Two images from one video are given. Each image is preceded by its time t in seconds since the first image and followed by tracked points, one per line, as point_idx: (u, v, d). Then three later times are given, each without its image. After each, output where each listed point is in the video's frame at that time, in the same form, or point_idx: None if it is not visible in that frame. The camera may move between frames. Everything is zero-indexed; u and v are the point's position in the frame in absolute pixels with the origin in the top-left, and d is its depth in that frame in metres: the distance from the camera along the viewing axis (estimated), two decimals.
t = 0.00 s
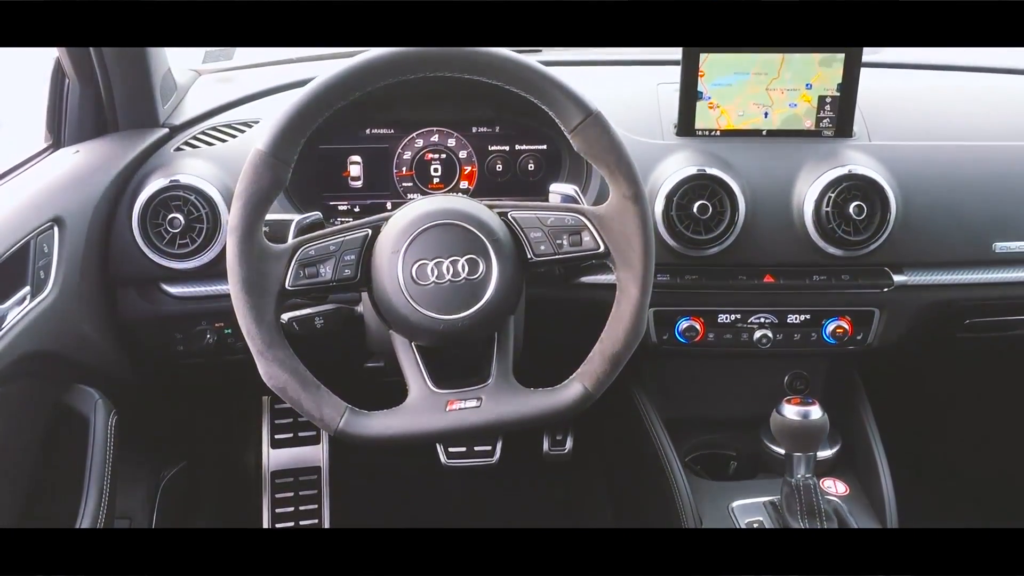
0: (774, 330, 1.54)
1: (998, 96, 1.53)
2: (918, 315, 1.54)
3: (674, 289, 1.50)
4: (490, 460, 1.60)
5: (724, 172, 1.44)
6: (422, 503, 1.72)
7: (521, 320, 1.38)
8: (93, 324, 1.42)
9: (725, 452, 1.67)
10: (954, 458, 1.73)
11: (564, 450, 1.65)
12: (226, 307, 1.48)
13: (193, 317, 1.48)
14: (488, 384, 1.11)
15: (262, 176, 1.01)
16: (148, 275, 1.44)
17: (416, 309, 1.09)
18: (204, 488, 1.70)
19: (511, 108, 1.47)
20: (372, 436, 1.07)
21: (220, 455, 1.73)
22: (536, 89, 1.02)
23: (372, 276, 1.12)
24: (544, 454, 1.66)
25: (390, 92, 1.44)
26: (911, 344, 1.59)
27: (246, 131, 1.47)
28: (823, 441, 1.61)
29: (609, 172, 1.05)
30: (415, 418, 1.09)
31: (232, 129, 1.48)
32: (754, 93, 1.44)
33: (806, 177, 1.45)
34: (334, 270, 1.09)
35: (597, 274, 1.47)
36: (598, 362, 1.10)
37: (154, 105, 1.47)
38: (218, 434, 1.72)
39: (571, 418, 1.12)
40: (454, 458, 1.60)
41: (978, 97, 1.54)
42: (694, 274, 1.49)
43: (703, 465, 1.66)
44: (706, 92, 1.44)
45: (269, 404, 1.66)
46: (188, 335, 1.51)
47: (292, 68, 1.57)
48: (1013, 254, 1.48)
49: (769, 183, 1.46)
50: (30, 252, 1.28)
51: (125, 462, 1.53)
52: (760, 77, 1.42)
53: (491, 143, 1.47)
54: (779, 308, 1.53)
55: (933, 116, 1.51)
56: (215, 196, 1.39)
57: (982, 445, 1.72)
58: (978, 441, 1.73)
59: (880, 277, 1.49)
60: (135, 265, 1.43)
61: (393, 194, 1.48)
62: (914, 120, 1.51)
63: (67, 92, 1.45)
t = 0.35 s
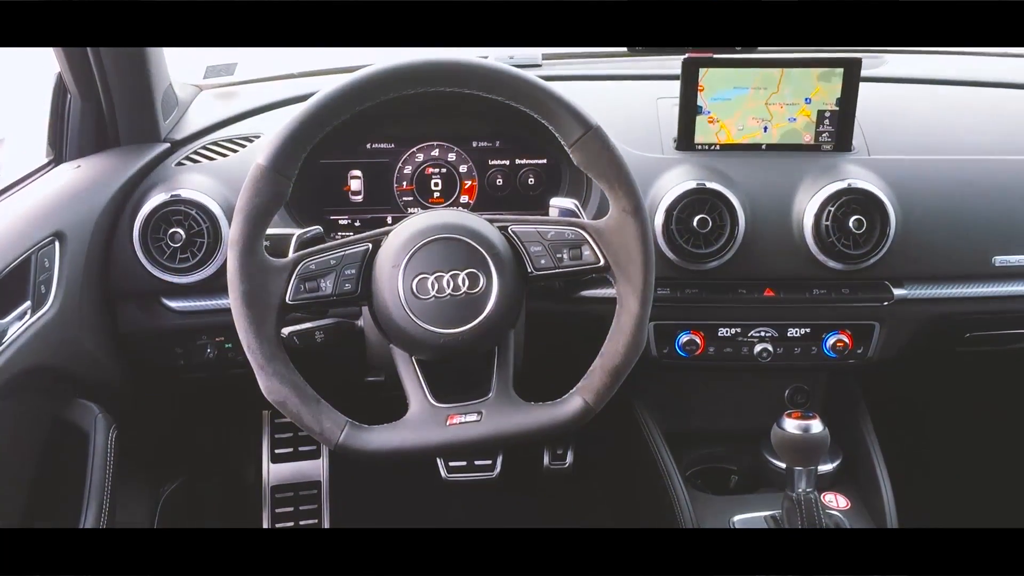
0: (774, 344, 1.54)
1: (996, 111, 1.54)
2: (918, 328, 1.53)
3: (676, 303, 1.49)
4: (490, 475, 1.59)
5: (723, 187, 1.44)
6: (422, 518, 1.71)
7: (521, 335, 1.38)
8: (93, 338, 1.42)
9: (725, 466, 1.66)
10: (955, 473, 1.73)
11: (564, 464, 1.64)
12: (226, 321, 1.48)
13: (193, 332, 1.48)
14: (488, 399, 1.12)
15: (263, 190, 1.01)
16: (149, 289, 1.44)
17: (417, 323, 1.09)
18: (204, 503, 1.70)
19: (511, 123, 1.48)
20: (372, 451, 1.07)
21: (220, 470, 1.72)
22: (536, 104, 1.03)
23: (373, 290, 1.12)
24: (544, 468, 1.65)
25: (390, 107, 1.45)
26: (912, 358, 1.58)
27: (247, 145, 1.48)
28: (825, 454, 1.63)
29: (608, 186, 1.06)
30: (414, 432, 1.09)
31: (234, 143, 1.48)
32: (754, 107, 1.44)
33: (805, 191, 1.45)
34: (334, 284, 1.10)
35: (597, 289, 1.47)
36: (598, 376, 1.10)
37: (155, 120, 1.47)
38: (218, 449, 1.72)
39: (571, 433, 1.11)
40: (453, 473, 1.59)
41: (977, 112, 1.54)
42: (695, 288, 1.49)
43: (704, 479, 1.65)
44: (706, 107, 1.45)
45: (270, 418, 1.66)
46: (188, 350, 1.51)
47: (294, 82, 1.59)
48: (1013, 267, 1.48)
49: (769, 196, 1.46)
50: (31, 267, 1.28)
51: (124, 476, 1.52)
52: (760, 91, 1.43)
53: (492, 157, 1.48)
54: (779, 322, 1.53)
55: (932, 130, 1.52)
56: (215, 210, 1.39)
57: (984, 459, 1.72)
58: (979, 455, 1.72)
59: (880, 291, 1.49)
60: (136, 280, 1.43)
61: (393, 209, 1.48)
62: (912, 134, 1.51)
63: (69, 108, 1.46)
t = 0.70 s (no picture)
0: (776, 355, 1.54)
1: (995, 123, 1.54)
2: (919, 339, 1.53)
3: (676, 314, 1.49)
4: (492, 487, 1.59)
5: (724, 198, 1.44)
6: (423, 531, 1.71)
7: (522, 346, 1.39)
8: (94, 351, 1.42)
9: (727, 478, 1.66)
10: (958, 485, 1.72)
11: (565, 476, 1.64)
12: (227, 334, 1.47)
13: (194, 344, 1.48)
14: (489, 410, 1.11)
15: (263, 202, 1.01)
16: (150, 301, 1.44)
17: (418, 334, 1.09)
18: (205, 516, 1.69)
19: (511, 135, 1.48)
20: (373, 462, 1.07)
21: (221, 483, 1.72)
22: (536, 116, 1.03)
23: (373, 302, 1.12)
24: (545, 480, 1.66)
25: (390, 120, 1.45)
26: (913, 369, 1.58)
27: (249, 157, 1.48)
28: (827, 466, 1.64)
29: (609, 198, 1.06)
30: (415, 444, 1.09)
31: (235, 156, 1.48)
32: (754, 119, 1.45)
33: (807, 203, 1.45)
34: (335, 296, 1.10)
35: (598, 300, 1.47)
36: (599, 388, 1.09)
37: (157, 132, 1.48)
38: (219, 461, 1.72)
39: (572, 445, 1.11)
40: (455, 485, 1.59)
41: (977, 124, 1.54)
42: (695, 299, 1.49)
43: (705, 490, 1.65)
44: (706, 119, 1.45)
45: (270, 430, 1.66)
46: (189, 362, 1.51)
47: (296, 94, 1.59)
48: (1014, 278, 1.48)
49: (769, 207, 1.46)
50: (32, 279, 1.28)
51: (124, 488, 1.52)
52: (760, 103, 1.43)
53: (492, 170, 1.48)
54: (780, 333, 1.53)
55: (932, 142, 1.52)
56: (216, 222, 1.40)
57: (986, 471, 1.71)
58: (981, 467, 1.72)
59: (880, 303, 1.49)
60: (137, 292, 1.43)
61: (395, 221, 1.49)
62: (912, 146, 1.51)
63: (71, 120, 1.46)
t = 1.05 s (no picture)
0: (777, 367, 1.54)
1: (994, 134, 1.55)
2: (920, 351, 1.53)
3: (677, 327, 1.49)
4: (493, 499, 1.60)
5: (725, 211, 1.44)
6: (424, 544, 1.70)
7: (523, 359, 1.34)
8: (96, 363, 1.42)
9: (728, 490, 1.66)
10: (959, 497, 1.72)
11: (566, 489, 1.62)
12: (229, 346, 1.47)
13: (196, 357, 1.48)
14: (491, 423, 1.11)
15: (264, 214, 1.02)
16: (152, 313, 1.44)
17: (419, 346, 1.09)
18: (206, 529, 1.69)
19: (511, 147, 1.49)
20: (374, 475, 1.07)
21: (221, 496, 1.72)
22: (537, 128, 1.03)
23: (374, 315, 1.12)
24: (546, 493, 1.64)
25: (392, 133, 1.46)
26: (914, 381, 1.58)
27: (250, 170, 1.48)
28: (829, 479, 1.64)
29: (609, 210, 1.06)
30: (416, 456, 1.09)
31: (238, 169, 1.49)
32: (754, 131, 1.45)
33: (808, 214, 1.46)
34: (336, 308, 1.10)
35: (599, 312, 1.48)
36: (600, 400, 1.09)
37: (159, 145, 1.48)
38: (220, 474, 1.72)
39: (573, 457, 1.11)
40: (457, 497, 1.60)
41: (976, 136, 1.55)
42: (697, 311, 1.49)
43: (706, 503, 1.65)
44: (706, 131, 1.46)
45: (271, 443, 1.65)
46: (191, 375, 1.51)
47: (298, 107, 1.60)
48: (1014, 290, 1.48)
49: (770, 219, 1.46)
50: (34, 293, 1.29)
51: (124, 501, 1.52)
52: (760, 115, 1.44)
53: (493, 182, 1.48)
54: (781, 345, 1.52)
55: (932, 154, 1.52)
56: (218, 235, 1.40)
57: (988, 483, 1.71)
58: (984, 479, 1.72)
59: (880, 315, 1.49)
60: (139, 305, 1.44)
61: (395, 232, 1.49)
62: (912, 158, 1.52)
63: (74, 134, 1.47)
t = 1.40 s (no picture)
0: (778, 377, 1.54)
1: (995, 145, 1.55)
2: (922, 361, 1.53)
3: (679, 337, 1.49)
4: (494, 510, 1.58)
5: (725, 221, 1.45)
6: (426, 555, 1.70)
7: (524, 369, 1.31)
8: (98, 374, 1.42)
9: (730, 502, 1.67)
10: (962, 507, 1.71)
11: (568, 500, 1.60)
12: (230, 357, 1.47)
13: (198, 367, 1.48)
14: (493, 433, 1.11)
15: (266, 225, 1.02)
16: (153, 324, 1.44)
17: (420, 357, 1.09)
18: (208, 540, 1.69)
19: (512, 157, 1.49)
20: (375, 486, 1.06)
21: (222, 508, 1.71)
22: (538, 139, 1.03)
23: (376, 325, 1.12)
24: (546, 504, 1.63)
25: (394, 144, 1.47)
26: (916, 390, 1.58)
27: (252, 181, 1.49)
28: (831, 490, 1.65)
29: (610, 220, 1.06)
30: (418, 466, 1.09)
31: (239, 180, 1.49)
32: (754, 142, 1.46)
33: (808, 224, 1.46)
34: (338, 318, 1.10)
35: (602, 322, 1.48)
36: (601, 410, 1.09)
37: (161, 156, 1.49)
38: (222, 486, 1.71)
39: (575, 467, 1.11)
40: (458, 508, 1.59)
41: (977, 146, 1.55)
42: (698, 321, 1.49)
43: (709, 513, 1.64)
44: (706, 141, 1.46)
45: (272, 454, 1.65)
46: (193, 385, 1.51)
47: (302, 118, 1.60)
48: (1016, 300, 1.48)
49: (771, 229, 1.47)
50: (36, 303, 1.29)
51: (125, 512, 1.51)
52: (760, 126, 1.44)
53: (495, 193, 1.49)
54: (782, 355, 1.53)
55: (932, 164, 1.53)
56: (220, 246, 1.40)
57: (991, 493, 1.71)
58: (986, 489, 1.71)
59: (882, 324, 1.49)
60: (140, 315, 1.44)
61: (397, 243, 1.49)
62: (912, 168, 1.52)
63: (76, 145, 1.47)
